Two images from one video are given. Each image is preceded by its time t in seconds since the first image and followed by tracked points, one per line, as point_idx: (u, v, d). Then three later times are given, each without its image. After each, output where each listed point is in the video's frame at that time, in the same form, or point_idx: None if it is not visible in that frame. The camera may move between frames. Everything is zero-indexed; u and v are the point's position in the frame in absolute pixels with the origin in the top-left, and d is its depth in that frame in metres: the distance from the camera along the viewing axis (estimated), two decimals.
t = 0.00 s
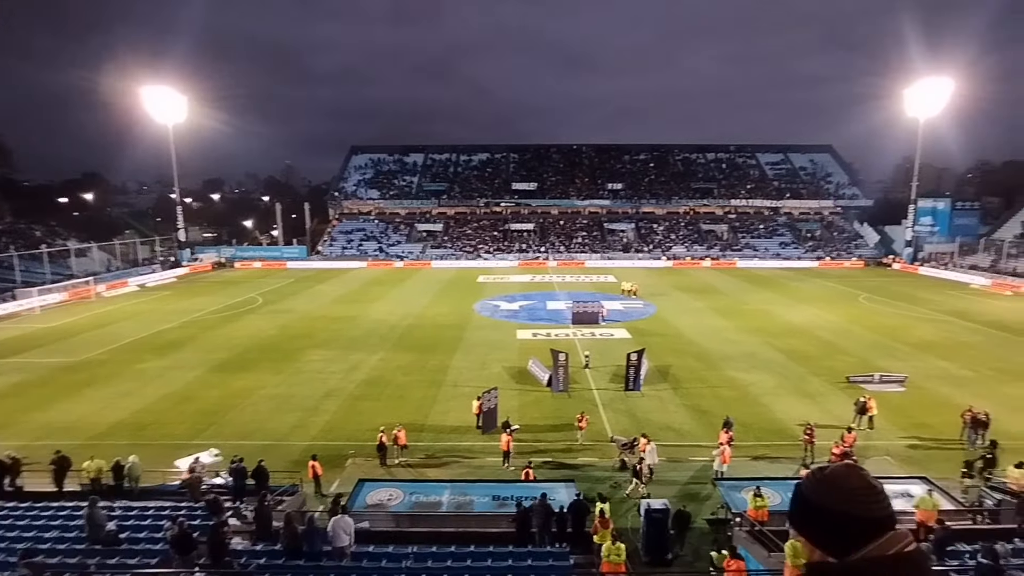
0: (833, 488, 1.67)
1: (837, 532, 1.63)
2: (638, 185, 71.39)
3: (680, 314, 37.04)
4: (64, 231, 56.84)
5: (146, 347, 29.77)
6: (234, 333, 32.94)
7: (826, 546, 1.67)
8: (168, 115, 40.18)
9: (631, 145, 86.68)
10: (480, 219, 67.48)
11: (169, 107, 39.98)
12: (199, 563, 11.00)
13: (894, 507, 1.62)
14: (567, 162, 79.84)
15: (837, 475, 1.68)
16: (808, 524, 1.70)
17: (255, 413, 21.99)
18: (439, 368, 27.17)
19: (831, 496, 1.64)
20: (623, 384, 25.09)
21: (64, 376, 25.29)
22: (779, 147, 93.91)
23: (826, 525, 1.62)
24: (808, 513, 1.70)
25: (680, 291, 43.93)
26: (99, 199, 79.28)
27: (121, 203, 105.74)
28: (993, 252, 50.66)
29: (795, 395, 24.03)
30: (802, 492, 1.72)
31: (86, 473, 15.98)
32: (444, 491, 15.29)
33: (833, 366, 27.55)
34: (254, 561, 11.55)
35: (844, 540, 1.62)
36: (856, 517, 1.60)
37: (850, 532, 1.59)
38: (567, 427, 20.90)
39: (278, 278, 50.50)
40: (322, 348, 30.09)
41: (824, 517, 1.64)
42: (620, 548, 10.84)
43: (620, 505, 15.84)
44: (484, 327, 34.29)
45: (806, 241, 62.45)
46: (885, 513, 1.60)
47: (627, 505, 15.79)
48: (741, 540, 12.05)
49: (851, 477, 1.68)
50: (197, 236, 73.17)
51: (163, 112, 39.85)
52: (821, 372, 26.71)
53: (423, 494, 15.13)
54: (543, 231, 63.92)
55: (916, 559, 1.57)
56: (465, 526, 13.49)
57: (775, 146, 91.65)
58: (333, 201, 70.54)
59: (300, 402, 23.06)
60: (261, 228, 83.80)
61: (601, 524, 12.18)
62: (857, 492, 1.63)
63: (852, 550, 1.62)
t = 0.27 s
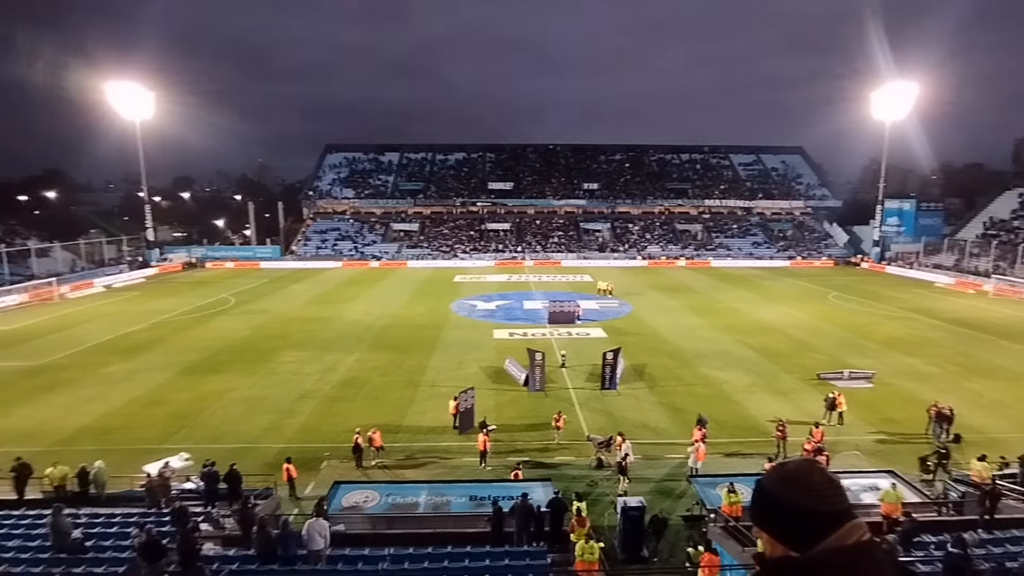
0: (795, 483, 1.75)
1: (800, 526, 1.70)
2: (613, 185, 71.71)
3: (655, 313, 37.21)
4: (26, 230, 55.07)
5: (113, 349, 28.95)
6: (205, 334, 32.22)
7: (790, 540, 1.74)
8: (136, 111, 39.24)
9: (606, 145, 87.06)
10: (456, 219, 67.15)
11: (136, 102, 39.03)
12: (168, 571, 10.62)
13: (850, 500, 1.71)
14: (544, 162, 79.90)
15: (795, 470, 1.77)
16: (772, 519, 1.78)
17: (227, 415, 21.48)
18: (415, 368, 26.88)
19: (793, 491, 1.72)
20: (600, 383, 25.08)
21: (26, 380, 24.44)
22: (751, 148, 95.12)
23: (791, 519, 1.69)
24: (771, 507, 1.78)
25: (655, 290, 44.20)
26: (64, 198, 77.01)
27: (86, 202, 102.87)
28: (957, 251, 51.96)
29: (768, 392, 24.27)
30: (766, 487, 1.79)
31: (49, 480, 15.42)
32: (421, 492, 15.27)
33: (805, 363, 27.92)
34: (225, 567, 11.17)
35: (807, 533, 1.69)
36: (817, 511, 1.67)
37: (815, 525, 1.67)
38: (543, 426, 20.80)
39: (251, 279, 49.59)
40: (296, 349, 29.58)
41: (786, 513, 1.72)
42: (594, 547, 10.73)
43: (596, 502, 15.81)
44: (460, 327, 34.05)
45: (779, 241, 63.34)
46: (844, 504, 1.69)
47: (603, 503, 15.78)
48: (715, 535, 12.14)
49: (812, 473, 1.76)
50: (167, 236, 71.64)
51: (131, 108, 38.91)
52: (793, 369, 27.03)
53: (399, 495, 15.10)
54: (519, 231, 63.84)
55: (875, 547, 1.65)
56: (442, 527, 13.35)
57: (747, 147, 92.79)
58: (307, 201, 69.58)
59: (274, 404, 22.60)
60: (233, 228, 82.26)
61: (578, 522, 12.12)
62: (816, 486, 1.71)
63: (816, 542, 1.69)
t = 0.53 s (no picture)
0: (761, 480, 1.81)
1: (764, 520, 1.78)
2: (591, 185, 72.00)
3: (634, 312, 37.38)
4: None
5: (83, 353, 28.18)
6: (178, 337, 31.56)
7: (756, 535, 1.82)
8: (104, 108, 38.24)
9: (584, 145, 87.37)
10: (434, 219, 66.84)
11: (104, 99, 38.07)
12: None
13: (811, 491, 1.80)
14: (522, 162, 79.76)
15: (760, 465, 1.86)
16: (737, 513, 1.86)
17: (202, 419, 21.01)
18: (394, 369, 26.59)
19: (757, 486, 1.81)
20: (579, 381, 25.02)
21: None
22: (726, 148, 96.24)
23: (756, 513, 1.78)
24: (738, 504, 1.86)
25: (633, 289, 44.36)
26: (29, 198, 74.86)
27: (53, 201, 100.12)
28: (925, 249, 53.13)
29: (743, 389, 24.47)
30: (731, 486, 1.88)
31: (15, 489, 14.89)
32: (400, 493, 15.12)
33: (779, 359, 28.23)
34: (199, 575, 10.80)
35: (771, 526, 1.78)
36: (780, 504, 1.76)
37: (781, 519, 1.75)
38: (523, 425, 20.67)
39: (225, 280, 48.75)
40: (272, 351, 29.08)
41: (754, 507, 1.80)
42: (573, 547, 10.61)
43: (576, 501, 15.77)
44: (439, 327, 33.81)
45: (754, 239, 64.15)
46: (804, 494, 1.78)
47: (583, 501, 15.74)
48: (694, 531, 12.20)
49: (773, 468, 1.85)
50: (138, 236, 70.12)
51: (99, 106, 37.96)
52: (768, 366, 27.30)
53: (378, 497, 14.98)
54: (497, 230, 63.77)
55: (833, 536, 1.74)
56: (422, 528, 13.21)
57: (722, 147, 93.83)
58: (283, 201, 68.71)
59: (250, 407, 22.16)
60: (207, 229, 80.83)
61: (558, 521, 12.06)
62: (777, 481, 1.80)
63: (782, 533, 1.77)
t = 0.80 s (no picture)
0: (733, 472, 1.89)
1: (734, 509, 1.86)
2: (567, 185, 72.07)
3: (610, 311, 37.37)
4: None
5: (46, 358, 27.20)
6: (146, 340, 30.66)
7: (728, 524, 1.89)
8: (68, 104, 37.04)
9: (559, 145, 87.39)
10: (410, 219, 66.24)
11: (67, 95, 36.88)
12: None
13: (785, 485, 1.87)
14: (497, 162, 79.57)
15: (734, 460, 1.92)
16: (711, 503, 1.93)
17: (172, 424, 20.37)
18: (369, 370, 26.15)
19: (730, 478, 1.87)
20: (556, 381, 24.87)
21: None
22: (699, 149, 97.19)
23: (729, 502, 1.84)
24: (713, 494, 1.93)
25: (609, 288, 44.44)
26: None
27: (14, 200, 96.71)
28: (892, 248, 54.21)
29: (717, 386, 24.56)
30: (706, 477, 1.94)
31: None
32: (376, 496, 15.00)
33: (753, 357, 28.44)
34: None
35: (740, 516, 1.84)
36: (750, 494, 1.82)
37: (752, 510, 1.81)
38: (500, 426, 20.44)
39: (195, 281, 47.60)
40: (244, 354, 28.39)
41: (727, 497, 1.87)
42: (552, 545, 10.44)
43: (552, 500, 15.66)
44: (414, 327, 33.40)
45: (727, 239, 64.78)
46: (776, 488, 1.84)
47: (560, 499, 15.63)
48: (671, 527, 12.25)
49: (746, 462, 1.92)
50: (104, 237, 68.11)
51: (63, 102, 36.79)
52: (741, 363, 27.46)
53: (354, 500, 14.82)
54: (473, 230, 63.44)
55: (801, 527, 1.82)
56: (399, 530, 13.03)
57: (695, 148, 94.72)
58: (255, 201, 67.45)
59: (221, 411, 21.55)
60: (176, 229, 78.92)
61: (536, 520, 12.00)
62: (752, 473, 1.86)
63: (750, 522, 1.84)
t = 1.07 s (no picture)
0: (722, 470, 2.16)
1: (721, 500, 2.12)
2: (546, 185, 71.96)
3: (590, 311, 37.26)
4: None
5: (12, 362, 26.25)
6: (119, 343, 29.78)
7: (714, 513, 2.15)
8: (35, 100, 35.85)
9: (539, 145, 87.22)
10: (389, 219, 65.56)
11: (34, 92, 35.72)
12: None
13: (764, 479, 2.15)
14: (477, 162, 79.12)
15: (726, 457, 2.19)
16: (701, 491, 2.20)
17: (146, 429, 19.74)
18: (349, 371, 25.68)
19: (722, 471, 2.14)
20: (536, 381, 24.62)
21: None
22: (677, 150, 97.75)
23: (717, 493, 2.12)
24: (704, 486, 2.19)
25: (589, 288, 44.36)
26: None
27: None
28: (866, 247, 55.01)
29: (696, 384, 24.55)
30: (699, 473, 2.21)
31: None
32: (356, 497, 14.67)
33: (730, 355, 28.50)
34: None
35: (726, 506, 2.11)
36: (734, 487, 2.10)
37: (736, 500, 2.09)
38: (481, 426, 20.16)
39: (169, 283, 46.47)
40: (221, 356, 27.69)
41: (715, 488, 2.14)
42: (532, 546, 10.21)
43: (533, 498, 15.54)
44: (394, 328, 32.95)
45: (705, 238, 65.14)
46: (759, 482, 2.11)
47: (540, 498, 15.51)
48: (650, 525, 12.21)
49: (735, 459, 2.19)
50: (73, 237, 66.21)
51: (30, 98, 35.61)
52: (719, 361, 27.50)
53: (334, 502, 14.48)
54: (453, 231, 63.03)
55: (780, 522, 2.06)
56: (380, 531, 12.71)
57: (673, 149, 95.24)
58: (231, 201, 66.20)
59: (197, 414, 20.95)
60: (149, 230, 77.08)
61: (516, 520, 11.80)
62: (743, 469, 2.13)
63: (734, 513, 2.10)
